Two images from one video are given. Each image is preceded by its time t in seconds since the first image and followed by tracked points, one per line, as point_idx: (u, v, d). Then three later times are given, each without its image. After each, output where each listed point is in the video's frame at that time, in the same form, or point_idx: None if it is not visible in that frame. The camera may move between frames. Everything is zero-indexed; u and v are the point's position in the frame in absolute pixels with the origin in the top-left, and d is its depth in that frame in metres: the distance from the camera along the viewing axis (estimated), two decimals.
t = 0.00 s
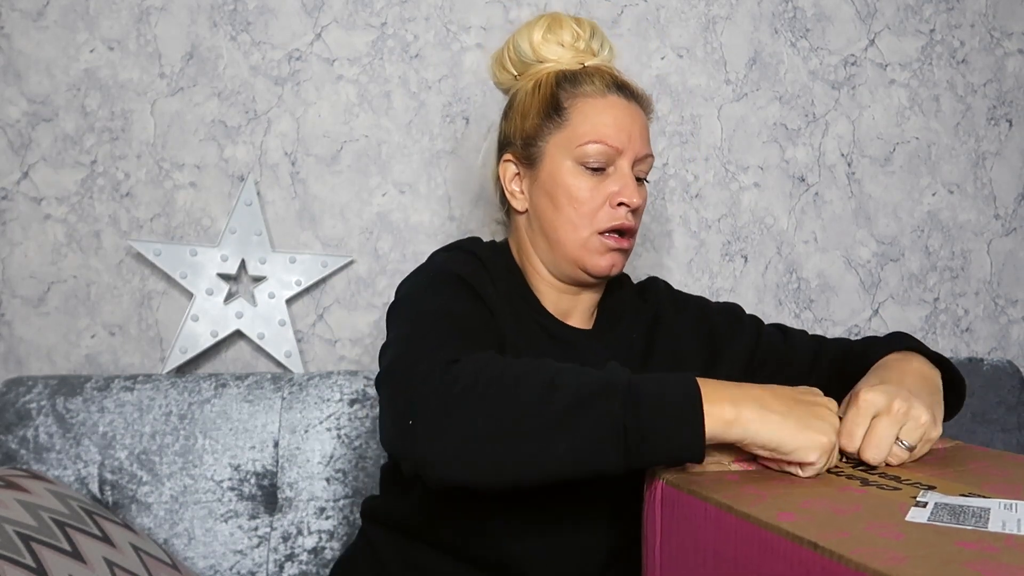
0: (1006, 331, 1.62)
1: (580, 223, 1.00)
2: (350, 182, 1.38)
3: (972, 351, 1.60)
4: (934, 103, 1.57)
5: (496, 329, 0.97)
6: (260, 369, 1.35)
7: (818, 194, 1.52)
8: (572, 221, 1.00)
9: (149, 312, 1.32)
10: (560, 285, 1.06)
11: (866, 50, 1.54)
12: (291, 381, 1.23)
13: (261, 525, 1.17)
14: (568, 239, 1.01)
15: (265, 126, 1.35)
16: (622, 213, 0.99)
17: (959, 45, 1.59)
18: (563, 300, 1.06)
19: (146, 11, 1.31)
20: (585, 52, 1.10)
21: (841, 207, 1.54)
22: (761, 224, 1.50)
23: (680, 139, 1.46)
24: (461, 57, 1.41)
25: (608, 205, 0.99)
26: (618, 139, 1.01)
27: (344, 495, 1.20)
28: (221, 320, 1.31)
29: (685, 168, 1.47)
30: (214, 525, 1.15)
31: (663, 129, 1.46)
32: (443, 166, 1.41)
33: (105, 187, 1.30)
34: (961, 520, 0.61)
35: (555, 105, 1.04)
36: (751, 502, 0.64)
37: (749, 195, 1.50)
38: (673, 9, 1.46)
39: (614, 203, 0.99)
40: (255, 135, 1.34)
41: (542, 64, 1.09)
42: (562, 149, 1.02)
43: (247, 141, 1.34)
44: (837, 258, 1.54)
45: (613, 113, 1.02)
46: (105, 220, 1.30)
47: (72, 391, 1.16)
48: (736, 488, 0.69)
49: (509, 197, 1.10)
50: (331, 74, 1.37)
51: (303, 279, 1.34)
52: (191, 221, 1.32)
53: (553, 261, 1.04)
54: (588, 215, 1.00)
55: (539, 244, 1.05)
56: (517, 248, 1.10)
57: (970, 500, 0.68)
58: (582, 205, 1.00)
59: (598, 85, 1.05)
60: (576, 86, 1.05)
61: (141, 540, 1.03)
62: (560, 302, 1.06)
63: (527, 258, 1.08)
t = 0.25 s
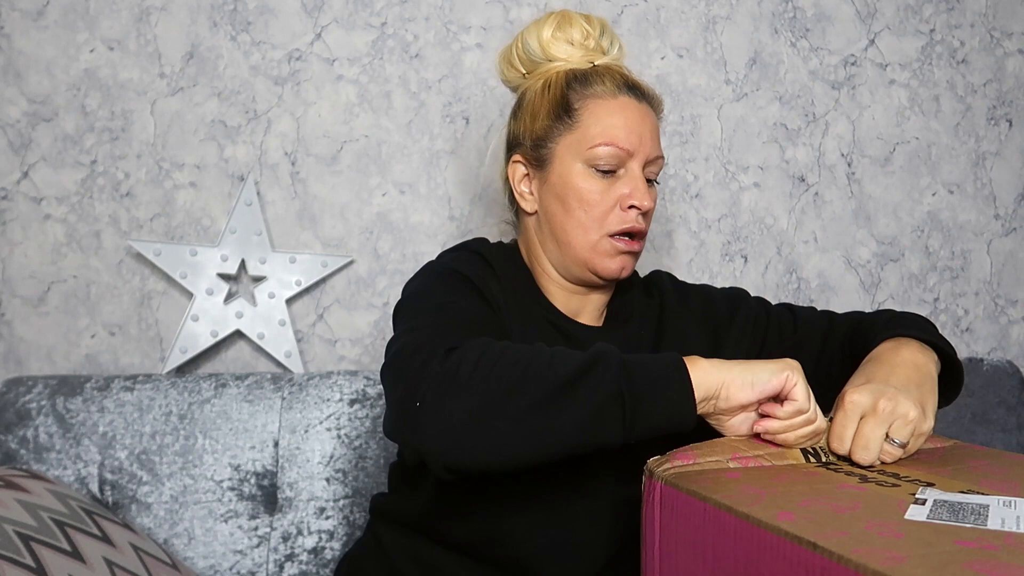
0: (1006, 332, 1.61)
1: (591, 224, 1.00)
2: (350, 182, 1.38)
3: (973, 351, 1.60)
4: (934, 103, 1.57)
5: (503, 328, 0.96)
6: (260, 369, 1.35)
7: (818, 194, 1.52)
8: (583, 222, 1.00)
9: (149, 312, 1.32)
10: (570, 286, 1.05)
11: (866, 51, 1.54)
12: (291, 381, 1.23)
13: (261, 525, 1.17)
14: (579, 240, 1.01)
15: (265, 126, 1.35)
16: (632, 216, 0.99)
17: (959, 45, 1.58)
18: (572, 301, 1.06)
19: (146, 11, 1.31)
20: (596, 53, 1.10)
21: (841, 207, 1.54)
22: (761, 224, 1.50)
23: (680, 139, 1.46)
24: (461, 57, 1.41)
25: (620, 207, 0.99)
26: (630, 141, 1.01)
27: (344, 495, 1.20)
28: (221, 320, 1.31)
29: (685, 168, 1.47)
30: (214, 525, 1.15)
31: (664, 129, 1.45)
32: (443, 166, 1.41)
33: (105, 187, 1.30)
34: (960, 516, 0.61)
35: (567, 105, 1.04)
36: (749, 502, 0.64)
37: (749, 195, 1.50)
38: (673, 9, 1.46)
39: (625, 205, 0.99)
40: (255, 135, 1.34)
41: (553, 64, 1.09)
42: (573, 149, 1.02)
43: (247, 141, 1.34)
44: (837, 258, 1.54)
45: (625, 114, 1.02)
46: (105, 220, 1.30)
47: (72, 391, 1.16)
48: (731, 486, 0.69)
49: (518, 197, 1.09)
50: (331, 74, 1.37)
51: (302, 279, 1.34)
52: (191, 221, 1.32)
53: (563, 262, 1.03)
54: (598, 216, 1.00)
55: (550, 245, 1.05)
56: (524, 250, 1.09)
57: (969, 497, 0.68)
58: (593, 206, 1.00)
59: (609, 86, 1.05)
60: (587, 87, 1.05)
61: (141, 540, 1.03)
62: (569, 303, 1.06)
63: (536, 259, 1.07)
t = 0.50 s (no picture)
0: (1006, 332, 1.61)
1: (418, 225, 0.96)
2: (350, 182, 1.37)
3: (972, 351, 1.60)
4: (934, 103, 1.57)
5: (468, 348, 1.03)
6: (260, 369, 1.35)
7: (818, 194, 1.53)
8: (429, 222, 0.95)
9: (149, 312, 1.32)
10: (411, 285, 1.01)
11: (867, 50, 1.54)
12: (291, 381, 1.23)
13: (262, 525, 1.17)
14: (409, 241, 0.97)
15: (265, 126, 1.34)
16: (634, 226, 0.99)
17: (959, 45, 1.58)
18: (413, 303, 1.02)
19: (146, 11, 1.31)
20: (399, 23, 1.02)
21: (841, 207, 1.54)
22: (761, 224, 1.50)
23: (680, 139, 1.47)
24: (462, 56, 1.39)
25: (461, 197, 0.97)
26: (458, 132, 0.96)
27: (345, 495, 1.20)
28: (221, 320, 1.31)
29: (685, 168, 1.47)
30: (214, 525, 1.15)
31: (664, 128, 1.46)
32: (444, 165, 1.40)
33: (105, 187, 1.30)
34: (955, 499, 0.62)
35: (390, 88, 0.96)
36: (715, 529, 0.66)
37: (749, 195, 1.50)
38: (673, 9, 1.46)
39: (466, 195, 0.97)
40: (255, 134, 1.34)
41: (348, 38, 1.00)
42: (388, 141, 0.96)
43: (247, 141, 1.34)
44: (837, 258, 1.54)
45: (443, 88, 0.97)
46: (105, 220, 1.30)
47: (72, 391, 1.17)
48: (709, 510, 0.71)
49: (338, 192, 1.01)
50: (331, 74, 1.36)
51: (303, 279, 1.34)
52: (191, 221, 1.32)
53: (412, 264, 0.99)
54: (423, 215, 0.95)
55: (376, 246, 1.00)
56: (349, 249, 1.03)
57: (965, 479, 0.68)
58: (416, 203, 0.95)
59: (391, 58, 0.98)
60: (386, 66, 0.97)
61: (144, 542, 1.04)
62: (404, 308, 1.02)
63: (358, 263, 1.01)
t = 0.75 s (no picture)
0: (1006, 332, 1.60)
1: (508, 244, 0.95)
2: (350, 182, 1.37)
3: (972, 351, 1.60)
4: (933, 103, 1.55)
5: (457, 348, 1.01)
6: (260, 369, 1.35)
7: (818, 194, 1.52)
8: (518, 246, 0.94)
9: (149, 311, 1.32)
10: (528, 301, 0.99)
11: (866, 50, 1.53)
12: (292, 381, 1.21)
13: (262, 525, 1.17)
14: (484, 250, 0.97)
15: (265, 126, 1.34)
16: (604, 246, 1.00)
17: (959, 45, 1.56)
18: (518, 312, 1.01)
19: (146, 11, 1.31)
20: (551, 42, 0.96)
21: (841, 207, 1.53)
22: (761, 224, 1.51)
23: (680, 139, 1.47)
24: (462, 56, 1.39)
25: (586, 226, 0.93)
26: (557, 159, 0.91)
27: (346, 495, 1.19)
28: (221, 320, 1.31)
29: (685, 168, 1.48)
30: (214, 525, 1.15)
31: (663, 128, 1.47)
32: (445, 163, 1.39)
33: (105, 187, 1.31)
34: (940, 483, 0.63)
35: (556, 133, 0.91)
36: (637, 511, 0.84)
37: (749, 195, 1.50)
38: (673, 9, 1.46)
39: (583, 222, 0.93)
40: (255, 134, 1.34)
41: (522, 74, 0.93)
42: (499, 171, 0.93)
43: (247, 141, 1.34)
44: (837, 258, 1.54)
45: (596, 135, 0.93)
46: (105, 220, 1.31)
47: (72, 391, 1.16)
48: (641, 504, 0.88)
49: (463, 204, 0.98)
50: (331, 74, 1.36)
51: (303, 279, 1.34)
52: (191, 221, 1.32)
53: (475, 273, 0.98)
54: (514, 238, 0.94)
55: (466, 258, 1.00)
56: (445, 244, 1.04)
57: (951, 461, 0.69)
58: (517, 232, 0.93)
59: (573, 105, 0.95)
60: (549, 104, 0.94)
61: (144, 542, 1.04)
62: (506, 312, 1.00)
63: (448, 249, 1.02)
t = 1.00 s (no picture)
0: (1006, 332, 1.60)
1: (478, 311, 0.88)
2: (350, 182, 1.37)
3: (972, 351, 1.60)
4: (934, 103, 1.55)
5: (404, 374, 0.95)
6: (261, 369, 1.36)
7: (818, 194, 1.52)
8: (500, 379, 0.82)
9: (149, 311, 1.33)
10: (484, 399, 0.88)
11: (867, 50, 1.52)
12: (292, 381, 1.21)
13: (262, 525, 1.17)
14: (456, 380, 0.85)
15: (265, 126, 1.34)
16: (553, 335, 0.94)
17: (959, 45, 1.55)
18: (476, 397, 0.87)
19: (146, 11, 1.30)
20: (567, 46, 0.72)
21: (841, 207, 1.53)
22: (761, 224, 1.51)
23: (680, 139, 1.47)
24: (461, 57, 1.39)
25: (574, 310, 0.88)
26: (551, 284, 0.75)
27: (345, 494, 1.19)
28: (221, 320, 1.32)
29: (685, 168, 1.48)
30: (214, 525, 1.15)
31: (663, 128, 1.47)
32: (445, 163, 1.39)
33: (105, 187, 1.31)
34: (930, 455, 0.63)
35: (551, 238, 0.73)
36: (652, 518, 0.84)
37: (749, 195, 1.50)
38: (673, 9, 1.46)
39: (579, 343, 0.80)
40: (255, 134, 1.34)
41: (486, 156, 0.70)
42: (474, 309, 0.77)
43: (247, 141, 1.33)
44: (837, 258, 1.54)
45: (611, 223, 0.76)
46: (105, 220, 1.31)
47: (72, 391, 1.16)
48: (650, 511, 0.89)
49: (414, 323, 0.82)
50: (331, 74, 1.35)
51: (304, 279, 1.33)
52: (191, 221, 1.33)
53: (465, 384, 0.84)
54: (497, 365, 0.81)
55: (425, 373, 0.86)
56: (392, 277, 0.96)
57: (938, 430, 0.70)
58: (496, 364, 0.81)
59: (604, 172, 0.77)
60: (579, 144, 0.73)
61: (143, 541, 1.03)
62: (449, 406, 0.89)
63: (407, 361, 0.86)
